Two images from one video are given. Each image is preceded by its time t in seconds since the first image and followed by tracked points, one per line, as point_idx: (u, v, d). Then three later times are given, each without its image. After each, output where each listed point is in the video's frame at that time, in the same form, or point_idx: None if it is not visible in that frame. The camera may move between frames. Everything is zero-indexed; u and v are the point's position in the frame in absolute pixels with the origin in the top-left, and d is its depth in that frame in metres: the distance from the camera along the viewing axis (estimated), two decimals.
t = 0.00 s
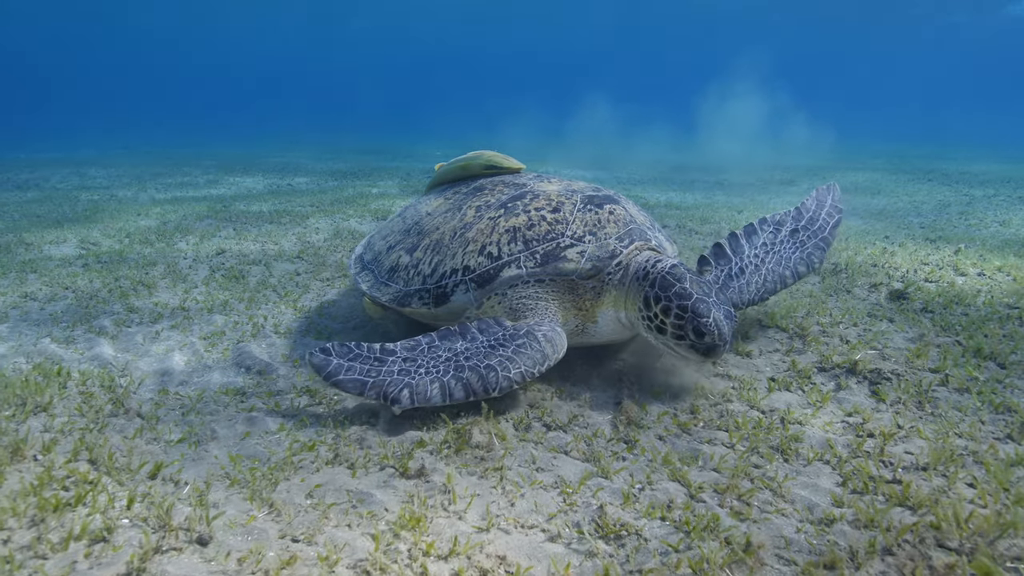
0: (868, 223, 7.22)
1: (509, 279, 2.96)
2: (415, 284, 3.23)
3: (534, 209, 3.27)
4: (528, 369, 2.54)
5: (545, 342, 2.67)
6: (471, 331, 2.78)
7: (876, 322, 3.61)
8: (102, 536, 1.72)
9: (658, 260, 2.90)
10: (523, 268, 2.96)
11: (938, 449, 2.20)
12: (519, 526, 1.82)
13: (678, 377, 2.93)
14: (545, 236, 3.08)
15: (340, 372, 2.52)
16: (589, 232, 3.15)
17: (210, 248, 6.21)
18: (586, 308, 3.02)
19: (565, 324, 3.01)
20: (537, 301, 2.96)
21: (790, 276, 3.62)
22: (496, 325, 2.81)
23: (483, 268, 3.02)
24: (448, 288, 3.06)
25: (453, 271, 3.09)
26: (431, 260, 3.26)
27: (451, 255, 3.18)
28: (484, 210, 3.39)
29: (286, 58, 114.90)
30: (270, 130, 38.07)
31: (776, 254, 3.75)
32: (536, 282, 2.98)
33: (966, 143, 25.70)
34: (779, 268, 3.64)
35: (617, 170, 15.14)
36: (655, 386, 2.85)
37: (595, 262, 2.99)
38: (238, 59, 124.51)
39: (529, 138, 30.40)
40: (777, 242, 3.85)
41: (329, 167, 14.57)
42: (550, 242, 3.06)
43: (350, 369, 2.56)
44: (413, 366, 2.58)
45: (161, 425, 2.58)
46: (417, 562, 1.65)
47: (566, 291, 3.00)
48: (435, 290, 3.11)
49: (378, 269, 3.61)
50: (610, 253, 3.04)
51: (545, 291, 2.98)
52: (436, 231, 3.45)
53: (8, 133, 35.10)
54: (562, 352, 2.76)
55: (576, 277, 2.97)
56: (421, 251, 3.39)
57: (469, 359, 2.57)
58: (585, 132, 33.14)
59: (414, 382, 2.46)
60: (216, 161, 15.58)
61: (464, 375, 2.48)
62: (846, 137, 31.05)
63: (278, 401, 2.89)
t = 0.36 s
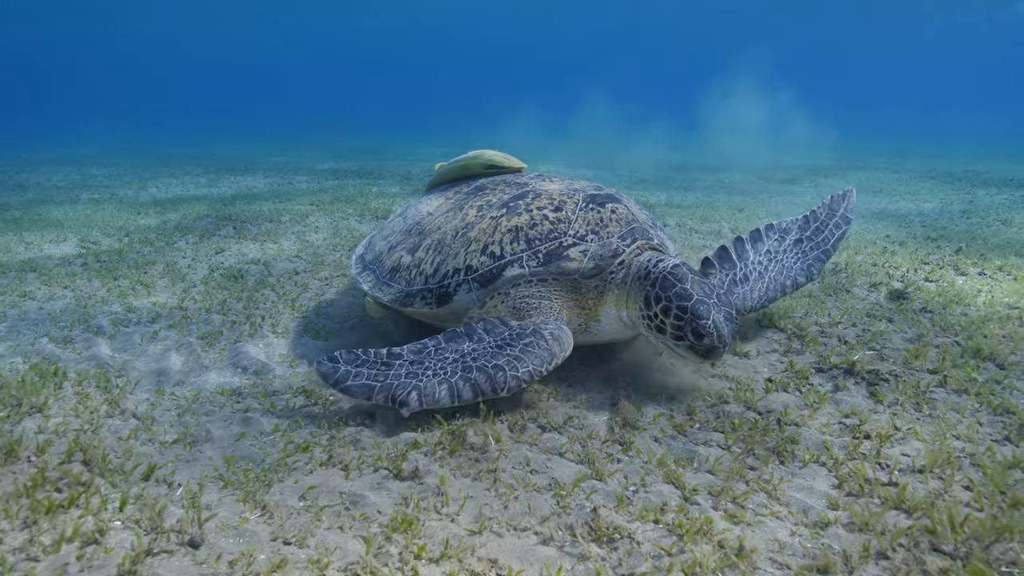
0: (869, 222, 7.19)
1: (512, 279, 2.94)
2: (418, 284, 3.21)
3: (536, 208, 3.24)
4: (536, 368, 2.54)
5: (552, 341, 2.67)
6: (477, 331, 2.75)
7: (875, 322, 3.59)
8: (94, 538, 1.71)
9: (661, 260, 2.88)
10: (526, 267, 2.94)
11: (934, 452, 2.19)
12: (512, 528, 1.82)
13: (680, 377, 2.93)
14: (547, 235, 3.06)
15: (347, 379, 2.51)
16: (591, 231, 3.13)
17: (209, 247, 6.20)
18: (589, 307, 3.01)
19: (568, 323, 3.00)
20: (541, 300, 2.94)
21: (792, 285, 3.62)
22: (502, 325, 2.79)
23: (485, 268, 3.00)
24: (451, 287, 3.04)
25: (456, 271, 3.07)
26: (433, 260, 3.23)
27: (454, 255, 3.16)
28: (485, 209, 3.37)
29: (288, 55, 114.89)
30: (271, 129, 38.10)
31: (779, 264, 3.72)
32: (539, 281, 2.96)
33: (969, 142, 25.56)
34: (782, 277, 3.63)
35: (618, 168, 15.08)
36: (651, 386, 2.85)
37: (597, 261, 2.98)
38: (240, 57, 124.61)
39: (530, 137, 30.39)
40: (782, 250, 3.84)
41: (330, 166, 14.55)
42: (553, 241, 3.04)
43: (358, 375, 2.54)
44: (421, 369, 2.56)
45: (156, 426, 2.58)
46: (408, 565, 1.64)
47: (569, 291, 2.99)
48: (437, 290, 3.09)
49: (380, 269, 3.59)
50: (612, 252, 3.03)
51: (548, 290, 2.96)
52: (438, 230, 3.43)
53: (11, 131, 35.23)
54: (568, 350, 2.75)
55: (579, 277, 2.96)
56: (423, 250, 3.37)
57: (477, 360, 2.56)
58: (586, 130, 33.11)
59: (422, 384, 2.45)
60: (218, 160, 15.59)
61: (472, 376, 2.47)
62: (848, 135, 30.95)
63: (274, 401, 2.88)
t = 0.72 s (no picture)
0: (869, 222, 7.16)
1: (513, 280, 2.92)
2: (419, 286, 3.19)
3: (537, 208, 3.22)
4: (539, 367, 2.54)
5: (554, 339, 2.66)
6: (477, 335, 2.75)
7: (872, 324, 3.58)
8: (82, 542, 1.71)
9: (665, 263, 2.84)
10: (528, 268, 2.93)
11: (928, 456, 2.18)
12: (502, 533, 1.81)
13: (678, 378, 2.93)
14: (548, 236, 3.04)
15: (350, 393, 2.49)
16: (592, 231, 3.11)
17: (208, 246, 6.20)
18: (590, 308, 2.99)
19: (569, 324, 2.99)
20: (542, 300, 2.92)
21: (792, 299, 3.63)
22: (503, 328, 2.78)
23: (487, 269, 2.98)
24: (452, 289, 3.01)
25: (457, 273, 3.05)
26: (434, 261, 3.21)
27: (455, 256, 3.14)
28: (486, 210, 3.35)
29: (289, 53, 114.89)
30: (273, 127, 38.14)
31: (778, 279, 3.71)
32: (540, 282, 2.94)
33: (971, 142, 25.48)
34: (783, 290, 3.64)
35: (619, 167, 15.06)
36: (645, 387, 2.84)
37: (599, 261, 2.96)
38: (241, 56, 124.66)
39: (531, 135, 30.37)
40: (783, 265, 3.86)
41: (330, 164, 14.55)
42: (554, 242, 3.02)
43: (360, 389, 2.53)
44: (423, 376, 2.54)
45: (149, 427, 2.57)
46: (396, 571, 1.64)
47: (571, 291, 2.97)
48: (439, 291, 3.07)
49: (381, 270, 3.58)
50: (614, 252, 3.01)
51: (550, 290, 2.94)
52: (439, 232, 3.42)
53: (13, 130, 35.29)
54: (570, 349, 2.74)
55: (581, 277, 2.94)
56: (424, 252, 3.35)
57: (479, 362, 2.55)
58: (587, 129, 33.07)
59: (425, 390, 2.43)
60: (219, 159, 15.61)
61: (475, 379, 2.45)
62: (851, 133, 30.84)
63: (268, 402, 2.87)
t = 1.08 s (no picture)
0: (871, 221, 7.13)
1: (514, 281, 2.90)
2: (420, 287, 3.17)
3: (539, 209, 3.19)
4: (542, 368, 2.52)
5: (555, 339, 2.65)
6: (478, 341, 2.75)
7: (871, 325, 3.56)
8: (75, 546, 1.71)
9: (669, 267, 2.78)
10: (529, 269, 2.90)
11: (925, 460, 2.16)
12: (494, 537, 1.80)
13: (673, 385, 2.88)
14: (549, 237, 3.01)
15: (352, 405, 2.50)
16: (594, 232, 3.08)
17: (208, 246, 6.21)
18: (592, 309, 2.98)
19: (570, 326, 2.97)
20: (544, 302, 2.90)
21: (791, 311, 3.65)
22: (504, 332, 2.77)
23: (488, 270, 2.95)
24: (454, 290, 2.99)
25: (458, 274, 3.03)
26: (436, 263, 3.20)
27: (456, 258, 3.12)
28: (488, 211, 3.33)
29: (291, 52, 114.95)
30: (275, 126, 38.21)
31: (776, 294, 3.70)
32: (542, 283, 2.91)
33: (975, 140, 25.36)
34: (782, 303, 3.66)
35: (620, 165, 15.03)
36: (639, 391, 2.81)
37: (600, 262, 2.93)
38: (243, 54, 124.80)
39: (533, 134, 30.33)
40: (783, 279, 3.88)
41: (331, 163, 14.56)
42: (555, 243, 3.00)
43: (362, 400, 2.53)
44: (424, 383, 2.54)
45: (145, 429, 2.57)
46: None
47: (572, 293, 2.94)
48: (440, 293, 3.05)
49: (382, 272, 3.57)
50: (615, 254, 2.98)
51: (551, 291, 2.91)
52: (440, 233, 3.41)
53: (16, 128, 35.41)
54: (572, 348, 2.72)
55: (582, 278, 2.91)
56: (425, 253, 3.34)
57: (480, 365, 2.54)
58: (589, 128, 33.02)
59: (427, 397, 2.42)
60: (220, 158, 15.63)
61: (477, 382, 2.44)
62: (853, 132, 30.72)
63: (264, 404, 2.86)
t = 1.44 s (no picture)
0: (875, 218, 7.07)
1: (516, 282, 2.88)
2: (423, 287, 3.17)
3: (541, 209, 3.16)
4: (545, 367, 2.51)
5: (558, 338, 2.64)
6: (480, 342, 2.76)
7: (872, 325, 3.53)
8: (71, 547, 1.72)
9: (673, 271, 2.75)
10: (531, 270, 2.88)
11: (923, 462, 2.16)
12: (488, 540, 1.81)
13: (671, 387, 2.86)
14: (551, 236, 2.99)
15: (356, 411, 2.50)
16: (596, 232, 3.04)
17: (209, 243, 6.21)
18: (595, 309, 2.96)
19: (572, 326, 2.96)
20: (545, 302, 2.88)
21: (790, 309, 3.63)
22: (507, 333, 2.78)
23: (490, 271, 2.94)
24: (455, 291, 2.99)
25: (460, 274, 3.02)
26: (438, 263, 3.19)
27: (458, 258, 3.12)
28: (490, 210, 3.31)
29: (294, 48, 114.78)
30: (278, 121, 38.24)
31: (773, 290, 3.70)
32: (543, 284, 2.89)
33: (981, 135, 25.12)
34: (781, 301, 3.64)
35: (623, 161, 14.96)
36: (636, 392, 2.80)
37: (602, 262, 2.90)
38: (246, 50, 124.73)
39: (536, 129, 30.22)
40: (779, 278, 3.88)
41: (334, 159, 14.54)
42: (557, 243, 2.97)
43: (366, 406, 2.53)
44: (427, 384, 2.54)
45: (143, 429, 2.57)
46: None
47: (574, 293, 2.92)
48: (442, 293, 3.05)
49: (385, 272, 3.57)
50: (618, 253, 2.94)
51: (553, 292, 2.89)
52: (443, 232, 3.40)
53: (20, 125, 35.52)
54: (575, 347, 2.72)
55: (584, 278, 2.89)
56: (427, 253, 3.33)
57: (483, 365, 2.53)
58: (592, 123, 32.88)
59: (430, 397, 2.42)
60: (223, 155, 15.65)
61: (481, 381, 2.43)
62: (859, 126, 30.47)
63: (262, 403, 2.87)
